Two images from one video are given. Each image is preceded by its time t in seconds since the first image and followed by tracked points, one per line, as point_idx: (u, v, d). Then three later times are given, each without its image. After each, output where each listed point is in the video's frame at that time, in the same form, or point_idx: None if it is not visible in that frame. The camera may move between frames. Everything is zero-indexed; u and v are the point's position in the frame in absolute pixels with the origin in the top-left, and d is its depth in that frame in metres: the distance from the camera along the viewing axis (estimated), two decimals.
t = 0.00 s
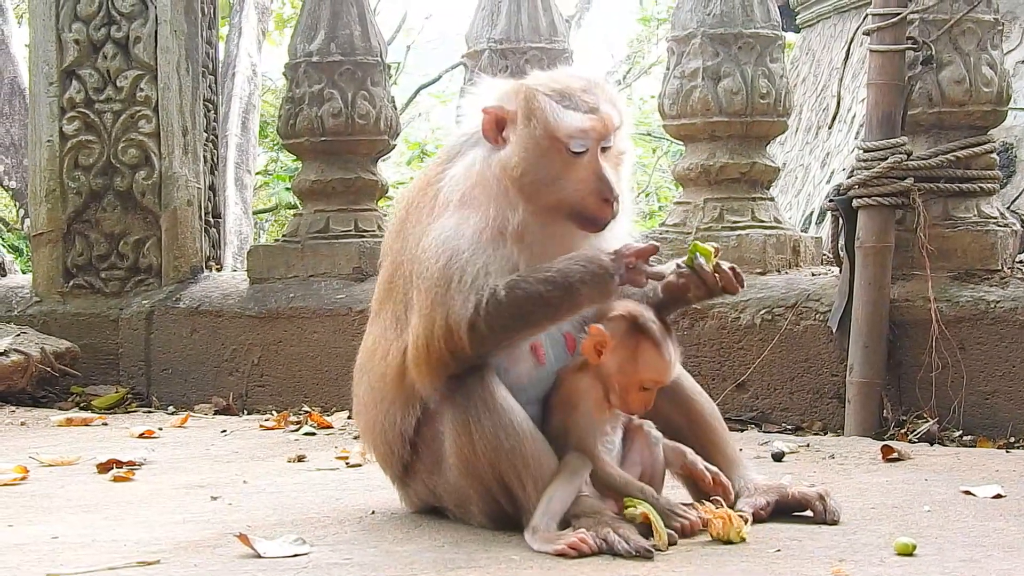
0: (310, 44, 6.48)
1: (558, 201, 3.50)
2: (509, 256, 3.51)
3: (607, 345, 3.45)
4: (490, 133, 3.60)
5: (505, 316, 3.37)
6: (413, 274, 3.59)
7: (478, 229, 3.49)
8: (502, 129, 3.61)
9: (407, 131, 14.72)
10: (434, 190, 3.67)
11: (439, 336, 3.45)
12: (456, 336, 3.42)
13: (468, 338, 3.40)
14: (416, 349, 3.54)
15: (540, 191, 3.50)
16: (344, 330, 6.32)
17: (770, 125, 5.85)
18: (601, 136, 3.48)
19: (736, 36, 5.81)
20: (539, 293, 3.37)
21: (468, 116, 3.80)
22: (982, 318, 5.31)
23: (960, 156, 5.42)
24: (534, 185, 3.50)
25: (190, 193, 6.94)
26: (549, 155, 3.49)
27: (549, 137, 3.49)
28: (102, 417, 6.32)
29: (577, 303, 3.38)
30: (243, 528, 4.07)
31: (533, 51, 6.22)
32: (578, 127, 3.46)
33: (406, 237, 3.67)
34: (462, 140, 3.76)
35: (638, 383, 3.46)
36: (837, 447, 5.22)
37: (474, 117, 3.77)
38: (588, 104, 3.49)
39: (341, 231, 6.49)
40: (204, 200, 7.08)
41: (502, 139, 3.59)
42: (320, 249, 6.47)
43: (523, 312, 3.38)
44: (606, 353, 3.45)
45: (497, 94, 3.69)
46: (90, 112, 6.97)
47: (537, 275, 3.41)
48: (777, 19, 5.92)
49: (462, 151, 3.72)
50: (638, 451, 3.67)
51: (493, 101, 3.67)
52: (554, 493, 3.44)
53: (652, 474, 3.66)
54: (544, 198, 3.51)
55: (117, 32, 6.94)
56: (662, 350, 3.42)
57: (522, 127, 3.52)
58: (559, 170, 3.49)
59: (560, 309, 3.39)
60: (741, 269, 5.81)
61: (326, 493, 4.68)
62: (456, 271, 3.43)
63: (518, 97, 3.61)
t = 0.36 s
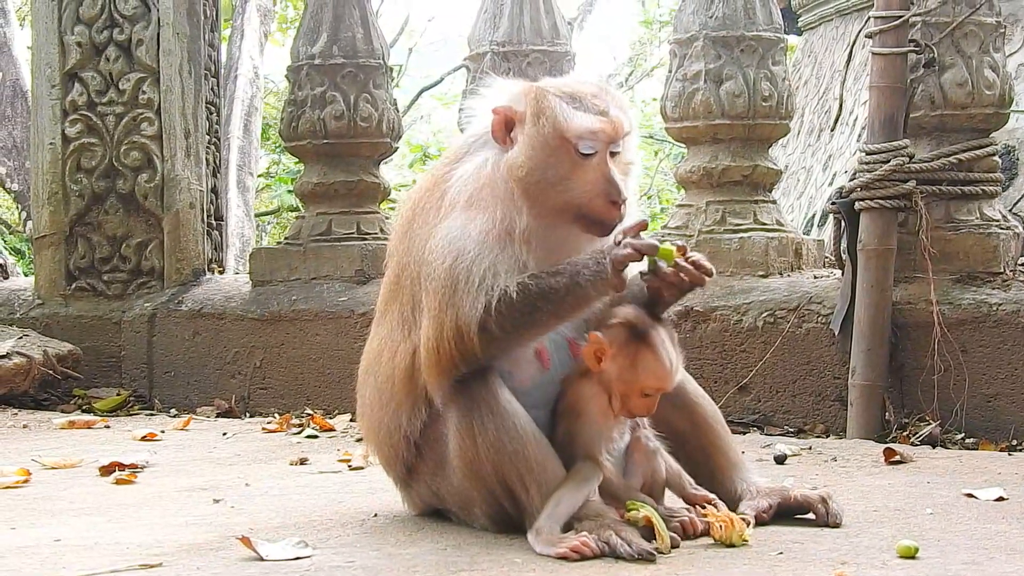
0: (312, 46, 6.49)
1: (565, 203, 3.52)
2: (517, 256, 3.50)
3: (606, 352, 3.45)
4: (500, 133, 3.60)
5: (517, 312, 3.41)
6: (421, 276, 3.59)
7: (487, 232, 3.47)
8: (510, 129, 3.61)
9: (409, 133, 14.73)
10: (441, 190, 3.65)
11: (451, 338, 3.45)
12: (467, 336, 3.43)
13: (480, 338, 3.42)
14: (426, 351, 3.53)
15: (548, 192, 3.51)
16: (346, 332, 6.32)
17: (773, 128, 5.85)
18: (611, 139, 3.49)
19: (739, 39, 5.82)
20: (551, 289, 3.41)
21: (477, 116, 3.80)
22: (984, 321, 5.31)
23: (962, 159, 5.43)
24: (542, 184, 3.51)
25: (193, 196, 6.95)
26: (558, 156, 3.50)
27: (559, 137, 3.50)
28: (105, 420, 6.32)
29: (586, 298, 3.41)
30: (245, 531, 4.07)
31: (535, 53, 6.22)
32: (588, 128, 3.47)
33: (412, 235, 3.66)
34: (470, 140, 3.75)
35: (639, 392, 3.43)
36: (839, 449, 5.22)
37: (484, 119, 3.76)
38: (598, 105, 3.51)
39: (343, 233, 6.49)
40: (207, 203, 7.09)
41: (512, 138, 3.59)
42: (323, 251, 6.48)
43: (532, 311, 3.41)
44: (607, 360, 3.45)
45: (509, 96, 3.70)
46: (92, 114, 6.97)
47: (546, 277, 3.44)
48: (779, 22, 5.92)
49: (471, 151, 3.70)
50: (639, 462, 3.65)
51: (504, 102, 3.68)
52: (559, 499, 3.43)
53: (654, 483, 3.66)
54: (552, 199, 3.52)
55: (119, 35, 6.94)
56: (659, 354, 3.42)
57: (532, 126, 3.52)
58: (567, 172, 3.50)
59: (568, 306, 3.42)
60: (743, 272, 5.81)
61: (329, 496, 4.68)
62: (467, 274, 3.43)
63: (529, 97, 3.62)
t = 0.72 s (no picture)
0: (313, 49, 6.49)
1: (558, 213, 3.53)
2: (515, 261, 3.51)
3: (592, 359, 3.46)
4: (501, 136, 3.62)
5: (511, 316, 3.38)
6: (420, 278, 3.59)
7: (485, 235, 3.48)
8: (512, 133, 3.62)
9: (410, 135, 14.74)
10: (444, 191, 3.65)
11: (449, 342, 3.44)
12: (464, 341, 3.42)
13: (478, 342, 3.41)
14: (426, 353, 3.53)
15: (542, 200, 3.52)
16: (346, 335, 6.32)
17: (774, 131, 5.85)
18: (608, 154, 3.47)
19: (739, 42, 5.81)
20: (548, 299, 3.39)
21: (482, 118, 3.80)
22: (985, 324, 5.31)
23: (963, 162, 5.43)
24: (537, 194, 3.52)
25: (194, 199, 6.95)
26: (553, 167, 3.50)
27: (554, 147, 3.49)
28: (105, 422, 6.32)
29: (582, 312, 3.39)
30: (246, 534, 4.07)
31: (535, 56, 6.22)
32: (585, 141, 3.45)
33: (412, 236, 3.66)
34: (472, 143, 3.74)
35: (625, 396, 3.42)
36: (840, 452, 5.22)
37: (489, 120, 3.76)
38: (598, 115, 3.50)
39: (344, 236, 6.50)
40: (207, 205, 7.09)
41: (511, 143, 3.59)
42: (323, 254, 6.48)
43: (530, 320, 3.39)
44: (593, 365, 3.46)
45: (514, 99, 3.70)
46: (93, 117, 6.97)
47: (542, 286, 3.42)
48: (780, 26, 5.92)
49: (473, 152, 3.70)
50: (643, 469, 3.67)
51: (509, 105, 3.68)
52: (562, 503, 3.43)
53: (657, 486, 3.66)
54: (545, 208, 3.53)
55: (120, 37, 6.94)
56: (644, 359, 3.40)
57: (529, 132, 3.52)
58: (562, 182, 3.50)
59: (562, 317, 3.40)
60: (744, 275, 5.81)
61: (329, 499, 4.67)
62: (465, 278, 3.44)
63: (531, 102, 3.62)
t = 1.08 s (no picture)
0: (313, 51, 6.49)
1: (560, 220, 3.53)
2: (514, 264, 3.52)
3: (588, 361, 3.43)
4: (503, 141, 3.61)
5: (509, 320, 3.40)
6: (420, 279, 3.59)
7: (485, 239, 3.48)
8: (515, 139, 3.62)
9: (410, 136, 14.73)
10: (444, 194, 3.66)
11: (447, 344, 3.44)
12: (463, 343, 3.41)
13: (477, 345, 3.41)
14: (424, 356, 3.53)
15: (545, 207, 3.52)
16: (347, 336, 6.32)
17: (774, 132, 5.85)
18: (610, 159, 3.48)
19: (739, 43, 5.82)
20: (544, 301, 3.41)
21: (485, 122, 3.81)
22: (985, 325, 5.31)
23: (963, 162, 5.43)
24: (540, 200, 3.51)
25: (194, 200, 6.95)
26: (557, 173, 3.50)
27: (559, 154, 3.50)
28: (106, 424, 6.32)
29: (579, 314, 3.41)
30: (246, 536, 4.07)
31: (536, 58, 6.22)
32: (588, 146, 3.47)
33: (412, 239, 3.67)
34: (474, 146, 3.75)
35: (618, 404, 3.41)
36: (840, 453, 5.22)
37: (491, 124, 3.76)
38: (601, 120, 3.51)
39: (344, 238, 6.50)
40: (207, 207, 7.09)
41: (513, 148, 3.60)
42: (324, 255, 6.48)
43: (527, 323, 3.41)
44: (589, 367, 3.43)
45: (517, 104, 3.70)
46: (93, 119, 6.98)
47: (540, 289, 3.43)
48: (780, 26, 5.92)
49: (474, 156, 3.70)
50: (645, 470, 3.61)
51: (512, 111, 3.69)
52: (561, 504, 3.43)
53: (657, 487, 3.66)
54: (548, 215, 3.53)
55: (120, 39, 6.94)
56: (635, 372, 3.36)
57: (534, 140, 3.52)
58: (565, 188, 3.51)
59: (560, 320, 3.41)
60: (744, 276, 5.81)
61: (330, 500, 4.67)
62: (464, 280, 3.44)
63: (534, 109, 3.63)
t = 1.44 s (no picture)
0: (313, 52, 6.49)
1: (581, 219, 3.49)
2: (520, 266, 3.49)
3: (608, 361, 3.49)
4: (514, 149, 3.61)
5: (496, 323, 3.36)
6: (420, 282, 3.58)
7: (489, 243, 3.47)
8: (528, 146, 3.61)
9: (410, 138, 14.74)
10: (451, 199, 3.64)
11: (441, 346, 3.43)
12: (458, 345, 3.40)
13: (471, 348, 3.39)
14: (421, 358, 3.52)
15: (564, 209, 3.49)
16: (347, 337, 6.32)
17: (774, 132, 5.85)
18: (627, 155, 3.45)
19: (739, 43, 5.82)
20: (531, 305, 3.37)
21: (496, 130, 3.80)
22: (985, 325, 5.31)
23: (963, 163, 5.44)
24: (560, 202, 3.48)
25: (194, 202, 6.95)
26: (576, 172, 3.47)
27: (575, 153, 3.48)
28: (106, 426, 6.32)
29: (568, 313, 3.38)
30: (246, 537, 4.07)
31: (535, 59, 6.23)
32: (605, 143, 3.45)
33: (417, 243, 3.65)
34: (482, 153, 3.73)
35: (632, 407, 3.48)
36: (841, 453, 5.22)
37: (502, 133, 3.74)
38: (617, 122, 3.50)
39: (344, 239, 6.50)
40: (207, 209, 7.08)
41: (528, 154, 3.58)
42: (324, 257, 6.48)
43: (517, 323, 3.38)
44: (607, 368, 3.49)
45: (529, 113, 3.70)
46: (93, 120, 6.98)
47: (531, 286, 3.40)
48: (780, 27, 5.92)
49: (484, 163, 3.68)
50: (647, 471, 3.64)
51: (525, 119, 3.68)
52: (557, 505, 3.43)
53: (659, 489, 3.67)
54: (568, 216, 3.50)
55: (120, 41, 6.94)
56: (653, 379, 3.42)
57: (550, 142, 3.51)
58: (585, 186, 3.47)
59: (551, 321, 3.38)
60: (744, 277, 5.81)
61: (330, 502, 4.67)
62: (461, 282, 3.44)
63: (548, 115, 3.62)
